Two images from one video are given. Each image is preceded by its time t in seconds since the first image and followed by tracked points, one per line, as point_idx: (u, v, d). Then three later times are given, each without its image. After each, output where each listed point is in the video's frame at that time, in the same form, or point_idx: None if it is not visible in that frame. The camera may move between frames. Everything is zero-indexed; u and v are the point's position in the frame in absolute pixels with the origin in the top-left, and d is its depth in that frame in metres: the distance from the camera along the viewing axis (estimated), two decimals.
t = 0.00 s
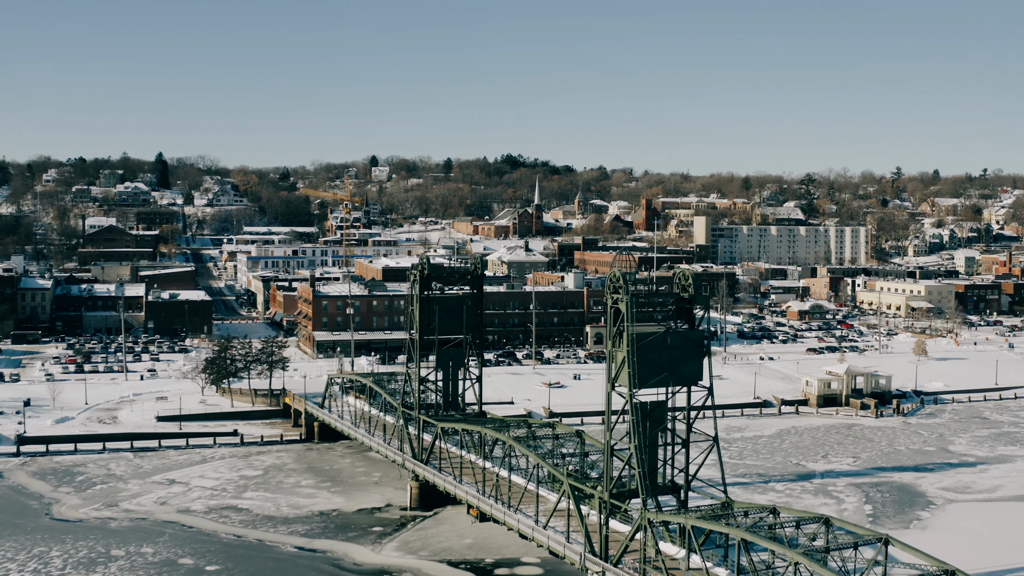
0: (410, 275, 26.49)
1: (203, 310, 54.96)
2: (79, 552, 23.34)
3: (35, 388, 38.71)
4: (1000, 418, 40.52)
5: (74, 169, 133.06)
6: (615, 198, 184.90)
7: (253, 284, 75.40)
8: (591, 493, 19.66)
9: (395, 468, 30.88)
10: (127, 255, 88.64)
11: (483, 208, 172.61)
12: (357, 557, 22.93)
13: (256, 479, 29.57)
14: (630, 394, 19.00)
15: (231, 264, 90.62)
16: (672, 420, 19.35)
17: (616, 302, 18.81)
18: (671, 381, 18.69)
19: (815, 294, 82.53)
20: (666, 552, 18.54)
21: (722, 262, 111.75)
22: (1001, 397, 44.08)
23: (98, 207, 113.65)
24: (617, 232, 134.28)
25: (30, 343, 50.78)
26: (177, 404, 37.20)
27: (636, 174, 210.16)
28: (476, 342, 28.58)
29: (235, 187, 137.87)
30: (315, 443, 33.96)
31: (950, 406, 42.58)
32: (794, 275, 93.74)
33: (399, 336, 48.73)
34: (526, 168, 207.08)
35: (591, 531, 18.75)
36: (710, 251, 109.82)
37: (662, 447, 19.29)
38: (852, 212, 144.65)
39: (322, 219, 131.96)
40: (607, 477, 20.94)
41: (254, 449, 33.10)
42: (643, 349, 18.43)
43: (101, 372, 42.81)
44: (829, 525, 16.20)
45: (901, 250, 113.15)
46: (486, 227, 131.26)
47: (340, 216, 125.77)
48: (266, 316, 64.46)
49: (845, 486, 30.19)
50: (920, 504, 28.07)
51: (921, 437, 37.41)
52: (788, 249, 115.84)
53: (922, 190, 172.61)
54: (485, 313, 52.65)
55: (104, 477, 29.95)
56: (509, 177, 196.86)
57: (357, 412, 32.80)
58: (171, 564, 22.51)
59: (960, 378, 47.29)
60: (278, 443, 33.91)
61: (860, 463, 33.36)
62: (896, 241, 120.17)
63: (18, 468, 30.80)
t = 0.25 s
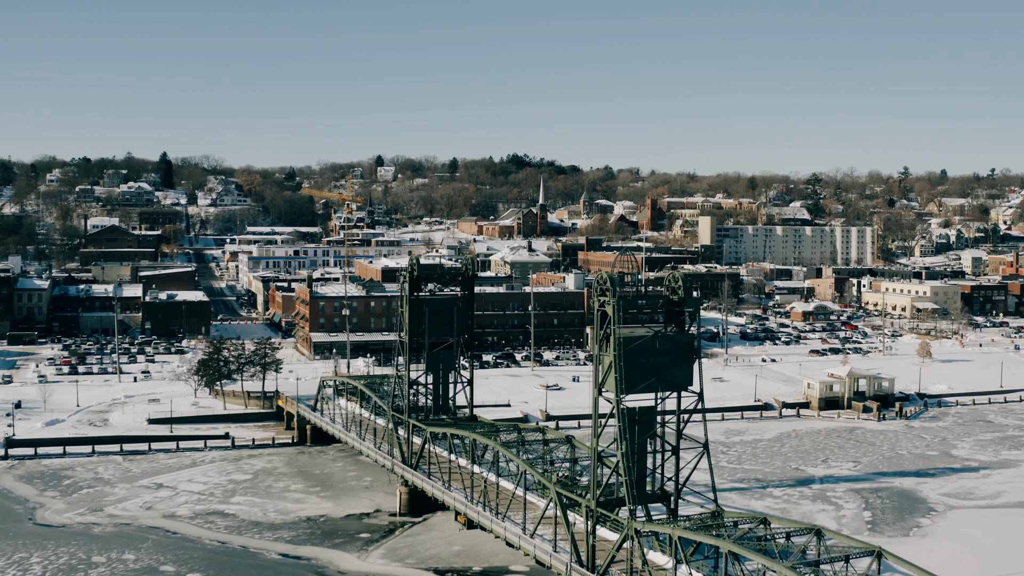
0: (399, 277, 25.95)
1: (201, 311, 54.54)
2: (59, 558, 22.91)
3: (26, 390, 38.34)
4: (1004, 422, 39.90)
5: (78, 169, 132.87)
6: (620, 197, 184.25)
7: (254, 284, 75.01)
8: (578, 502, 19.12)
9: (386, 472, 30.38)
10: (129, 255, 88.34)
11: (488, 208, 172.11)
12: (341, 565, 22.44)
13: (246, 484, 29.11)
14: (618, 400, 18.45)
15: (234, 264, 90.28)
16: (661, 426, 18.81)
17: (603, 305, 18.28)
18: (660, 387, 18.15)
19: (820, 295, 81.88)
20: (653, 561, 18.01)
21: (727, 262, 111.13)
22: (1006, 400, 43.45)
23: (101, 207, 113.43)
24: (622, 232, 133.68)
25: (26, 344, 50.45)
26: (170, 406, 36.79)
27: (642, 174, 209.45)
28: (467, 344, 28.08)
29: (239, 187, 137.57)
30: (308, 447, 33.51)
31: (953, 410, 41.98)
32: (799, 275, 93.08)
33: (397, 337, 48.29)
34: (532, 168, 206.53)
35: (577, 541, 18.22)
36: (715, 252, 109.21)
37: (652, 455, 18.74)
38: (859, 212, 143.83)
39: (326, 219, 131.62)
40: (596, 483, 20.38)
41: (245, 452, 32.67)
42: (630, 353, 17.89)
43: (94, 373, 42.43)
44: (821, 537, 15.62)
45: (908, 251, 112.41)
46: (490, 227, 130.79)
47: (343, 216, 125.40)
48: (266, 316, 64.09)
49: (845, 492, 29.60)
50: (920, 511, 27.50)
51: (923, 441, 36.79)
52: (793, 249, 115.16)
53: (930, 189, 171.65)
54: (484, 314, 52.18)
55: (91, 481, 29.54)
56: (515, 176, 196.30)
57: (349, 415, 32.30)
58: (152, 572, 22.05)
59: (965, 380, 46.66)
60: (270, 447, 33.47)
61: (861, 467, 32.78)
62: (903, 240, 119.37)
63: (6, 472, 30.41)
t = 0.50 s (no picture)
0: (388, 279, 25.52)
1: (198, 311, 54.10)
2: (40, 565, 22.48)
3: (18, 392, 37.95)
4: (1009, 425, 39.27)
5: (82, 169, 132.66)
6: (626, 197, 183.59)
7: (254, 285, 74.61)
8: (565, 509, 18.63)
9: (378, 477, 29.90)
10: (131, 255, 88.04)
11: (493, 208, 171.61)
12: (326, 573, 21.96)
13: (235, 488, 28.66)
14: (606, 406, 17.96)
15: (235, 264, 89.91)
16: (649, 432, 18.34)
17: (590, 307, 17.82)
18: (649, 392, 17.68)
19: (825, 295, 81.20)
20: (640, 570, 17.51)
21: (732, 262, 110.49)
22: (1011, 403, 42.83)
23: (104, 207, 113.19)
24: (627, 232, 133.07)
25: (22, 345, 50.09)
26: (162, 409, 36.37)
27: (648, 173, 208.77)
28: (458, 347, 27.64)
29: (242, 186, 137.25)
30: (300, 450, 33.05)
31: (957, 413, 41.37)
32: (804, 276, 92.44)
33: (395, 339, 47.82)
34: (538, 168, 205.95)
35: (562, 550, 17.75)
36: (720, 252, 108.58)
37: (641, 462, 18.25)
38: (865, 212, 143.04)
39: (330, 219, 131.26)
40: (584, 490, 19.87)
41: (236, 456, 32.23)
42: (617, 358, 17.42)
43: (89, 375, 42.04)
44: (812, 548, 15.08)
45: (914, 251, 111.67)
46: (494, 227, 130.30)
47: (347, 216, 125.02)
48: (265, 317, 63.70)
49: (844, 498, 29.04)
50: (920, 517, 26.92)
51: (926, 445, 36.19)
52: (799, 249, 114.48)
53: (937, 189, 170.75)
54: (483, 315, 51.69)
55: (79, 485, 29.12)
56: (520, 176, 195.76)
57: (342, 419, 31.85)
58: None
59: (970, 382, 46.04)
60: (262, 450, 33.02)
61: (861, 472, 32.21)
62: (909, 240, 118.62)
63: None
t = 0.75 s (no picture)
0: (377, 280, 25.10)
1: (196, 312, 53.72)
2: (20, 573, 22.03)
3: (10, 394, 37.58)
4: (1014, 429, 38.64)
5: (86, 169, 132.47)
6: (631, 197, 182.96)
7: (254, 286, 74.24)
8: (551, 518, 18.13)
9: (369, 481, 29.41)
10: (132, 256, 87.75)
11: (498, 208, 171.11)
12: None
13: (223, 493, 28.20)
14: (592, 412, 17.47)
15: (237, 264, 89.55)
16: (638, 440, 17.85)
17: (576, 311, 17.37)
18: (636, 398, 17.20)
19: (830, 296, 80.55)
20: None
21: (737, 263, 109.86)
22: (1016, 406, 42.18)
23: (107, 207, 112.97)
24: (632, 232, 132.47)
25: (18, 347, 49.72)
26: (154, 411, 35.95)
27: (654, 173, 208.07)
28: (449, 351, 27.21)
29: (246, 186, 136.95)
30: (292, 454, 32.58)
31: (961, 416, 40.75)
32: (809, 276, 91.78)
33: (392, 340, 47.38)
34: (543, 168, 205.37)
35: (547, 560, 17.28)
36: (725, 252, 107.98)
37: (629, 470, 17.76)
38: (871, 212, 142.26)
39: (333, 219, 130.90)
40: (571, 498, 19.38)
41: (227, 460, 31.78)
42: (602, 363, 16.95)
43: (82, 376, 41.64)
44: (803, 561, 14.59)
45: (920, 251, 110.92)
46: (499, 227, 129.83)
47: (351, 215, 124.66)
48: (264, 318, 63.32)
49: (844, 504, 28.46)
50: (921, 525, 26.34)
51: (929, 449, 35.59)
52: (804, 250, 113.80)
53: (944, 189, 169.85)
54: (483, 316, 51.25)
55: (66, 490, 28.68)
56: (525, 176, 195.20)
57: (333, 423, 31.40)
58: None
59: (974, 385, 45.42)
60: (253, 454, 32.56)
61: (862, 477, 31.64)
62: (916, 240, 117.83)
63: None
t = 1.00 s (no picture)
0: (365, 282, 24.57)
1: (193, 313, 53.27)
2: None
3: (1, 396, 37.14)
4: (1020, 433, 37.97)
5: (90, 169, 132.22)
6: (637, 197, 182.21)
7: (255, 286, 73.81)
8: (535, 529, 17.58)
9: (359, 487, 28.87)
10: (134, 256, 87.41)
11: (504, 208, 170.51)
12: None
13: (211, 498, 27.69)
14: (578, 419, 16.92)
15: (239, 264, 89.15)
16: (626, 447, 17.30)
17: (561, 315, 16.81)
18: (623, 405, 16.64)
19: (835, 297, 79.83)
20: None
21: (742, 263, 109.14)
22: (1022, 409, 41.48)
23: (111, 207, 112.68)
24: (637, 233, 131.79)
25: (13, 348, 49.32)
26: (145, 414, 35.49)
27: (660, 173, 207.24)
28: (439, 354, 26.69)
29: (250, 186, 136.56)
30: (283, 458, 32.06)
31: (967, 420, 40.05)
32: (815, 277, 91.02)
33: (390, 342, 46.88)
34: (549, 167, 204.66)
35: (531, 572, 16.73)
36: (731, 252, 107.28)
37: (616, 479, 17.22)
38: (879, 212, 141.35)
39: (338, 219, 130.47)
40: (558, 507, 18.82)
41: (217, 464, 31.29)
42: (588, 368, 16.39)
43: (76, 378, 41.21)
44: None
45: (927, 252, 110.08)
46: (503, 228, 129.32)
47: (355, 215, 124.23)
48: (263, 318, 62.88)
49: (844, 511, 27.85)
50: (922, 533, 25.71)
51: (933, 454, 34.92)
52: (811, 250, 113.03)
53: (952, 189, 168.78)
54: (482, 317, 50.74)
55: (51, 494, 28.21)
56: (531, 176, 194.54)
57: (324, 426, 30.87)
58: None
59: (980, 388, 44.72)
60: (244, 458, 32.07)
61: (863, 483, 31.01)
62: (923, 240, 116.93)
63: None
